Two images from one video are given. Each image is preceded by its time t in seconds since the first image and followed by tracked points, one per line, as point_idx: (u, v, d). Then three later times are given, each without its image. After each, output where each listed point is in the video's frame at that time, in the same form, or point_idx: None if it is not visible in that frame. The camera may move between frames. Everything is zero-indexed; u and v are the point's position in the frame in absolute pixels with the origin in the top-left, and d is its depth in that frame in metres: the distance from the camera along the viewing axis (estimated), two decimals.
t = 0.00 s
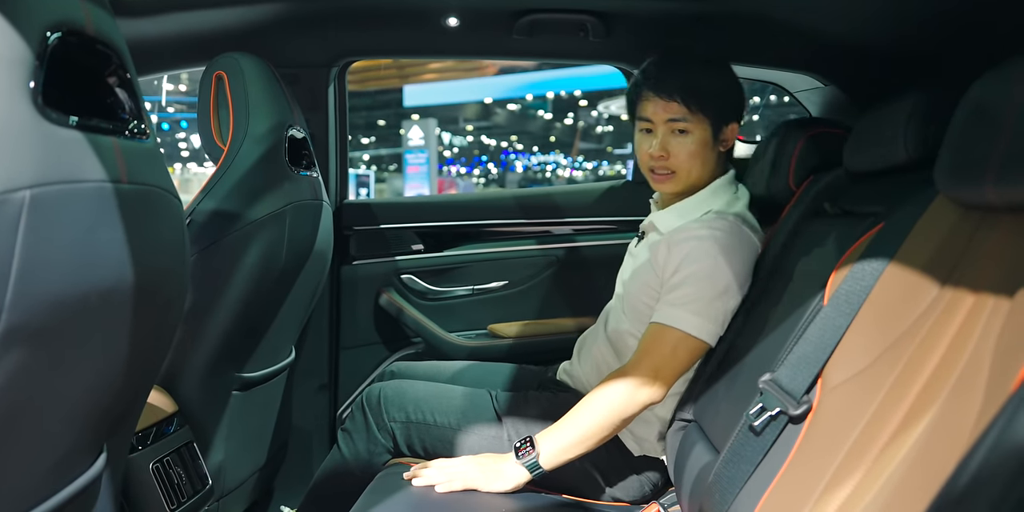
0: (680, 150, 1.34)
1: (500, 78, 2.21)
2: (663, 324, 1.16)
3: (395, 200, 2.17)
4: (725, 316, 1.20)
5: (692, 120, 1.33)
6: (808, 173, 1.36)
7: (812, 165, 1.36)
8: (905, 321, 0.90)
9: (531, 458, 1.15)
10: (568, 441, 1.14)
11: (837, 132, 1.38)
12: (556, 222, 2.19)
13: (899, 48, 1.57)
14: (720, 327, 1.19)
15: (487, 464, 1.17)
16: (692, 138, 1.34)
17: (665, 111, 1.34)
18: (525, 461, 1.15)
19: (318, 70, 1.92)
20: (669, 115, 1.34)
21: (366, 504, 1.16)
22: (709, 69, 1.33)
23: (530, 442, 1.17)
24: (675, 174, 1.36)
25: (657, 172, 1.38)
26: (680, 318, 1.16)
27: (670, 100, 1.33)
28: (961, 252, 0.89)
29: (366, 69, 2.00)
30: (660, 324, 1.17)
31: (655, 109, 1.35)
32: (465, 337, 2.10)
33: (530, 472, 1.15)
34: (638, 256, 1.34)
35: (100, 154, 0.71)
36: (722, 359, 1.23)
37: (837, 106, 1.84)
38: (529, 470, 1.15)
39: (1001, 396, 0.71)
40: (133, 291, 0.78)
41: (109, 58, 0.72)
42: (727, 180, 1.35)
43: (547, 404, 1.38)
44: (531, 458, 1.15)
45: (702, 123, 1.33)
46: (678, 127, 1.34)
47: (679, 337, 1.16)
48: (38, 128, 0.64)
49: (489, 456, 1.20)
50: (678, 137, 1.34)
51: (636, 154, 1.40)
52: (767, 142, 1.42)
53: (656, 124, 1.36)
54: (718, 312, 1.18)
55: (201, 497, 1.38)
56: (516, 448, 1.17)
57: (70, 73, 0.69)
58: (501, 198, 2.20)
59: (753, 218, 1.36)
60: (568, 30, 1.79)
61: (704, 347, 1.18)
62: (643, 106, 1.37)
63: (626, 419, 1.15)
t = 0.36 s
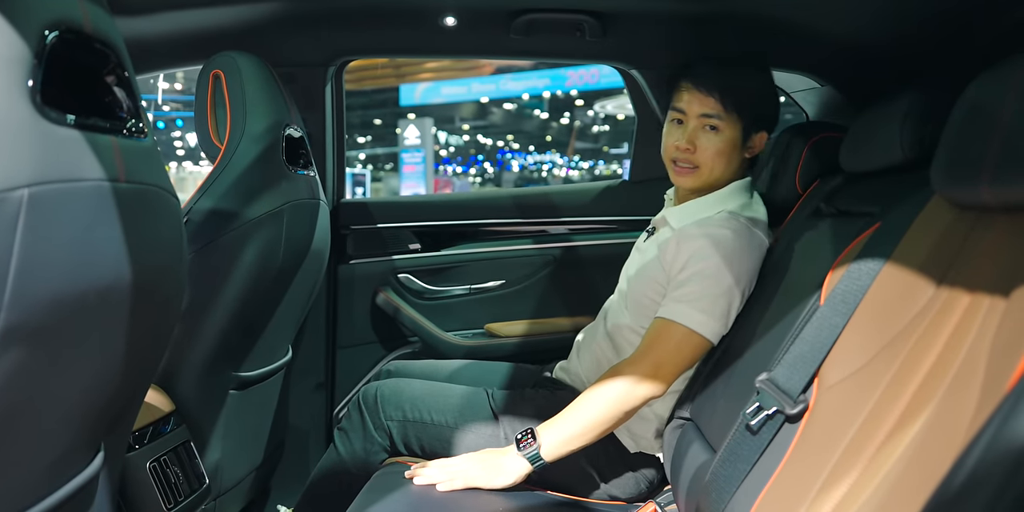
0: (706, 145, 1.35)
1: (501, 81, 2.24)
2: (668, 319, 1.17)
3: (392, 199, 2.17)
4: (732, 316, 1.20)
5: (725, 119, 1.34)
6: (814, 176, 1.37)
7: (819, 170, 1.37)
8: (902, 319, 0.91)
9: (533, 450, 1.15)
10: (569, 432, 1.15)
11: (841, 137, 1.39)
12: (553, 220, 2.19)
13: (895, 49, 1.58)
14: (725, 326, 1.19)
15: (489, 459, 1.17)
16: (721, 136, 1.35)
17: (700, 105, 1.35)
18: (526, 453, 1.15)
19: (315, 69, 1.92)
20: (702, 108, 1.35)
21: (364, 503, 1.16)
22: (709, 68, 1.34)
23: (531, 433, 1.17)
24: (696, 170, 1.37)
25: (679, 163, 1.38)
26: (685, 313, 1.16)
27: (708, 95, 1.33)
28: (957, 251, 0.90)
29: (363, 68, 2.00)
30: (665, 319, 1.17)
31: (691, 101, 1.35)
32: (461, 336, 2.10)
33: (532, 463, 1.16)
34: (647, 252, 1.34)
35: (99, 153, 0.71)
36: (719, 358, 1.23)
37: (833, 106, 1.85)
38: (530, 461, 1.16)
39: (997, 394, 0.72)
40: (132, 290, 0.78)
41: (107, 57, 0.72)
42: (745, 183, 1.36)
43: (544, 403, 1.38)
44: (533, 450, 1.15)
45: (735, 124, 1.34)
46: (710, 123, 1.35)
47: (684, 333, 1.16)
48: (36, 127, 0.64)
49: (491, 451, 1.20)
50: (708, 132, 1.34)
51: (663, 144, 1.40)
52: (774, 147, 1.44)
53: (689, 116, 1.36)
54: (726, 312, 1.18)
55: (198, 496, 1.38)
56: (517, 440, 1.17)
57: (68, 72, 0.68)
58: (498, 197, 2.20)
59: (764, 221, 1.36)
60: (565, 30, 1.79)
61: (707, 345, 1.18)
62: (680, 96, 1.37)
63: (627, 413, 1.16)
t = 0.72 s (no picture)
0: (666, 148, 1.35)
1: (497, 81, 2.25)
2: (655, 325, 1.17)
3: (388, 198, 2.17)
4: (720, 315, 1.21)
5: (679, 118, 1.34)
6: (809, 176, 1.38)
7: (814, 170, 1.38)
8: (897, 319, 0.91)
9: (528, 458, 1.16)
10: (564, 441, 1.15)
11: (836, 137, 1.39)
12: (549, 219, 2.19)
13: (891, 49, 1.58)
14: (713, 328, 1.19)
15: (485, 463, 1.18)
16: (679, 136, 1.35)
17: (652, 109, 1.35)
18: (522, 462, 1.16)
19: (312, 67, 1.92)
20: (655, 112, 1.35)
21: (361, 501, 1.17)
22: (705, 69, 1.34)
23: (527, 442, 1.17)
24: (661, 173, 1.37)
25: (643, 170, 1.38)
26: (671, 318, 1.17)
27: (658, 98, 1.33)
28: (952, 251, 0.91)
29: (360, 67, 2.00)
30: (652, 325, 1.18)
31: (643, 106, 1.35)
32: (458, 335, 2.11)
33: (528, 472, 1.16)
34: (627, 259, 1.36)
35: (95, 151, 0.71)
36: (714, 358, 1.24)
37: (829, 106, 1.85)
38: (526, 469, 1.16)
39: (992, 392, 0.72)
40: (128, 288, 0.78)
41: (103, 54, 0.72)
42: (713, 179, 1.37)
43: (541, 403, 1.38)
44: (529, 458, 1.15)
45: (689, 122, 1.34)
46: (665, 125, 1.35)
47: (672, 338, 1.16)
48: (33, 124, 0.64)
49: (487, 455, 1.21)
50: (666, 134, 1.35)
51: (622, 153, 1.40)
52: (767, 145, 1.45)
53: (643, 122, 1.36)
54: (714, 313, 1.19)
55: (194, 495, 1.38)
56: (513, 449, 1.18)
57: (64, 69, 0.68)
58: (495, 196, 2.20)
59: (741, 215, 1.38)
60: (562, 29, 1.79)
61: (697, 348, 1.18)
62: (631, 103, 1.37)
63: (623, 419, 1.16)
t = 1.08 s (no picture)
0: (661, 148, 1.35)
1: (493, 80, 2.26)
2: (652, 324, 1.18)
3: (384, 196, 2.17)
4: (716, 316, 1.21)
5: (672, 118, 1.34)
6: (805, 175, 1.38)
7: (811, 169, 1.39)
8: (892, 318, 0.92)
9: (523, 458, 1.16)
10: (560, 440, 1.15)
11: (832, 136, 1.40)
12: (545, 218, 2.19)
13: (886, 49, 1.59)
14: (709, 328, 1.20)
15: (481, 462, 1.18)
16: (672, 136, 1.35)
17: (644, 110, 1.35)
18: (518, 461, 1.16)
19: (308, 66, 1.92)
20: (648, 114, 1.35)
21: (357, 499, 1.17)
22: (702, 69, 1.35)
23: (523, 441, 1.18)
24: (656, 173, 1.37)
25: (637, 171, 1.38)
26: (669, 319, 1.17)
27: (650, 99, 1.33)
28: (947, 250, 0.91)
29: (356, 65, 2.00)
30: (649, 325, 1.18)
31: (635, 108, 1.35)
32: (454, 334, 2.11)
33: (524, 471, 1.16)
34: (623, 260, 1.36)
35: (93, 149, 0.71)
36: (709, 356, 1.25)
37: (824, 106, 1.86)
38: (522, 469, 1.16)
39: (986, 391, 0.73)
40: (125, 286, 0.78)
41: (100, 52, 0.72)
42: (707, 179, 1.37)
43: (536, 401, 1.38)
44: (524, 457, 1.16)
45: (682, 122, 1.35)
46: (658, 125, 1.35)
47: (669, 338, 1.17)
48: (31, 122, 0.63)
49: (483, 453, 1.21)
50: (659, 134, 1.35)
51: (615, 155, 1.40)
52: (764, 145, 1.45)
53: (636, 123, 1.36)
54: (710, 314, 1.19)
55: (190, 493, 1.37)
56: (509, 447, 1.19)
57: (63, 67, 0.68)
58: (491, 194, 2.21)
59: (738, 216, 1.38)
60: (558, 28, 1.80)
61: (693, 347, 1.19)
62: (622, 106, 1.37)
63: (619, 418, 1.16)
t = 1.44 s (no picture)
0: (665, 147, 1.36)
1: (489, 79, 2.26)
2: (648, 323, 1.18)
3: (380, 196, 2.17)
4: (711, 318, 1.21)
5: (677, 118, 1.35)
6: (799, 175, 1.39)
7: (805, 169, 1.40)
8: (886, 317, 0.93)
9: (519, 456, 1.16)
10: (554, 438, 1.15)
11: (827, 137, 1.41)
12: (541, 218, 2.20)
13: (880, 49, 1.60)
14: (705, 328, 1.20)
15: (477, 460, 1.18)
16: (677, 136, 1.36)
17: (650, 109, 1.35)
18: (513, 459, 1.16)
19: (304, 65, 1.92)
20: (653, 113, 1.35)
21: (352, 498, 1.17)
22: (700, 69, 1.36)
23: (518, 439, 1.18)
24: (659, 173, 1.37)
25: (640, 169, 1.38)
26: (665, 318, 1.17)
27: (656, 98, 1.34)
28: (940, 250, 0.92)
29: (351, 64, 2.00)
30: (645, 323, 1.18)
31: (641, 106, 1.36)
32: (449, 333, 2.11)
33: (519, 469, 1.16)
34: (623, 258, 1.37)
35: (89, 148, 0.71)
36: (704, 356, 1.25)
37: (819, 106, 1.87)
38: (517, 467, 1.16)
39: (977, 389, 0.73)
40: (121, 285, 0.78)
41: (95, 51, 0.72)
42: (709, 180, 1.38)
43: (532, 401, 1.39)
44: (520, 455, 1.16)
45: (687, 122, 1.35)
46: (663, 125, 1.36)
47: (665, 337, 1.17)
48: (26, 121, 0.64)
49: (478, 452, 1.21)
50: (664, 134, 1.35)
51: (619, 152, 1.41)
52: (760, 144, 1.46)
53: (641, 122, 1.37)
54: (706, 316, 1.20)
55: (185, 492, 1.37)
56: (504, 446, 1.18)
57: (59, 66, 0.68)
58: (486, 194, 2.21)
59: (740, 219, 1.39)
60: (554, 28, 1.80)
61: (688, 347, 1.19)
62: (629, 104, 1.38)
63: (613, 417, 1.17)
